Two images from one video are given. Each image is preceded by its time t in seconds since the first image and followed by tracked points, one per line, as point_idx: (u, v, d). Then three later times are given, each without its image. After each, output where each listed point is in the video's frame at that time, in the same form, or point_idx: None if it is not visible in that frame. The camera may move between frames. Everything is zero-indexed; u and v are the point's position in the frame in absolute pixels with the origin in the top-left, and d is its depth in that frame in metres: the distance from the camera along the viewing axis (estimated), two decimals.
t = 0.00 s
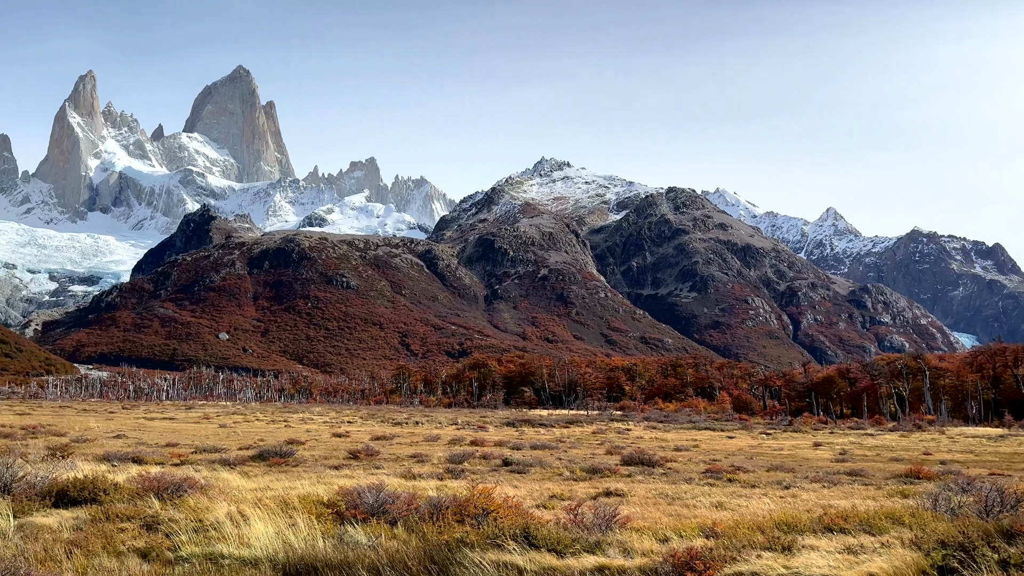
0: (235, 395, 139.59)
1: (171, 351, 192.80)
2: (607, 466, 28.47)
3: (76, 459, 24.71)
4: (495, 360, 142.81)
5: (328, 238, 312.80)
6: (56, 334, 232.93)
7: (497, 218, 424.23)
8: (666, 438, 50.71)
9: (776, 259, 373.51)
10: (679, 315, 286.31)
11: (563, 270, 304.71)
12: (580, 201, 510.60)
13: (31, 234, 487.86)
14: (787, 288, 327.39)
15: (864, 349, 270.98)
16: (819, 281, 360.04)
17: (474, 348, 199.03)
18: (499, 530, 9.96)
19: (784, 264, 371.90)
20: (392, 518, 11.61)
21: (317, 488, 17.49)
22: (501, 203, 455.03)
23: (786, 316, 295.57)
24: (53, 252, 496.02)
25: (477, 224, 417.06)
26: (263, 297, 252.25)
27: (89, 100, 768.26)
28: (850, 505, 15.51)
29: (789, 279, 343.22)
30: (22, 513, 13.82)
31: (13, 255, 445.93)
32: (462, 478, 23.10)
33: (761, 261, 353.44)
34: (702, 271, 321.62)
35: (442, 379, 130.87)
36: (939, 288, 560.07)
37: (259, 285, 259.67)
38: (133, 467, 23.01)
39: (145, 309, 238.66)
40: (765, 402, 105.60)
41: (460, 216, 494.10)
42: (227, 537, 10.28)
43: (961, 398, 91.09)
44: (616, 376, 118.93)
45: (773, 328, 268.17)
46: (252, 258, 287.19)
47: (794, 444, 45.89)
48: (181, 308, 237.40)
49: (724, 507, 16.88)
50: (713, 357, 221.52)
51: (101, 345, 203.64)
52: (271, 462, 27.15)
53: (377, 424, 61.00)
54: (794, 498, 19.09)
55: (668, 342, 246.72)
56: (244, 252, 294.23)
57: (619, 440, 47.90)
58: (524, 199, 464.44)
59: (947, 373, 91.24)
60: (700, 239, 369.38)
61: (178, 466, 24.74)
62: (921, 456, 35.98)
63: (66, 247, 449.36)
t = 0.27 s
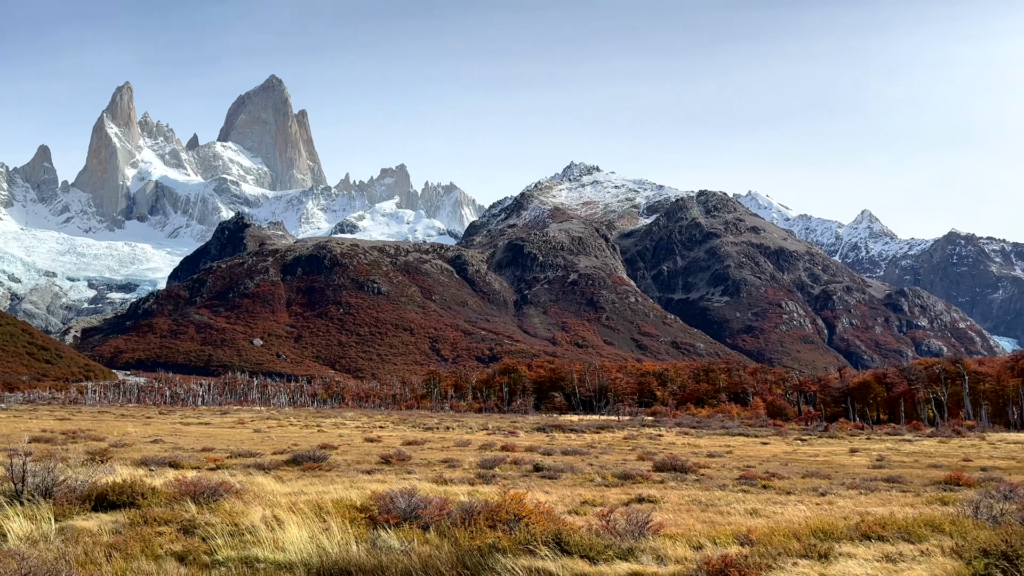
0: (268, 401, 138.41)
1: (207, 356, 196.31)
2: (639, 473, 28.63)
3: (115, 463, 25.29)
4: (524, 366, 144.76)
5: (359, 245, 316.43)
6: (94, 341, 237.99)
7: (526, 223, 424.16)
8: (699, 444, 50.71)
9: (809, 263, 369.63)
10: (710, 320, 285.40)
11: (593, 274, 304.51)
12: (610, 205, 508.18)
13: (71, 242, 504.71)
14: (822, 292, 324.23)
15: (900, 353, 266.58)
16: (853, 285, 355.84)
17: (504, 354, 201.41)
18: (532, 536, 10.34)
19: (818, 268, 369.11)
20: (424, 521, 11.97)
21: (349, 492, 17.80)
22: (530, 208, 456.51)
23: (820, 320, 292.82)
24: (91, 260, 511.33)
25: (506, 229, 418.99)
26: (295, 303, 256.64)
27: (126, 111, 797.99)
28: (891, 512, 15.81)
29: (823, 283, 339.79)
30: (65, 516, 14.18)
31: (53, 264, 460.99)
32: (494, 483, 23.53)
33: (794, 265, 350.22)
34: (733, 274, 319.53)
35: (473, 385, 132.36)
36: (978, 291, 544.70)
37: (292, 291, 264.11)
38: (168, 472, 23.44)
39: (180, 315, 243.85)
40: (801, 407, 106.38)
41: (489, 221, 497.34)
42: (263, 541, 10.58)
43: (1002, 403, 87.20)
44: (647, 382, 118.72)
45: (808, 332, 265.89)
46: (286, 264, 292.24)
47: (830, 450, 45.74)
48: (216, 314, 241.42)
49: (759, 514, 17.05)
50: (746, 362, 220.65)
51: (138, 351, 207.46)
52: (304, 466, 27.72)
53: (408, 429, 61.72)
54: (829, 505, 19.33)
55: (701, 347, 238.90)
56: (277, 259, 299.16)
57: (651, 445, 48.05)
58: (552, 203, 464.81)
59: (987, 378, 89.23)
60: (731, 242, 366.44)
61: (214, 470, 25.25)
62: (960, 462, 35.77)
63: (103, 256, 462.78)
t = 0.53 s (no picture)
0: (301, 406, 142.22)
1: (240, 362, 199.32)
2: (671, 478, 28.54)
3: (150, 468, 25.68)
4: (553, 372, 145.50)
5: (388, 250, 314.92)
6: (131, 347, 242.89)
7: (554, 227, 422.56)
8: (731, 449, 50.45)
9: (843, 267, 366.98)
10: (742, 324, 283.77)
11: (622, 278, 303.81)
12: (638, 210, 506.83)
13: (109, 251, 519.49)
14: (856, 295, 320.29)
15: (936, 358, 263.01)
16: (887, 288, 352.25)
17: (534, 360, 202.97)
18: (564, 542, 10.71)
19: (852, 271, 365.60)
20: (455, 527, 12.20)
21: (381, 497, 18.00)
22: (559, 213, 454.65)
23: (855, 324, 289.77)
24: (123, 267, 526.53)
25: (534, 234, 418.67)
26: (327, 308, 260.05)
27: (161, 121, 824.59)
28: (930, 520, 15.94)
29: (857, 286, 335.46)
30: (102, 520, 14.40)
31: (92, 271, 474.01)
32: (525, 489, 23.66)
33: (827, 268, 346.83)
34: (765, 278, 316.90)
35: (502, 390, 134.25)
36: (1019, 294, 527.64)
37: (323, 297, 267.06)
38: (202, 476, 23.76)
39: (214, 321, 248.05)
40: (834, 411, 104.88)
41: (518, 226, 497.73)
42: (298, 546, 10.86)
43: None
44: (678, 387, 119.35)
45: (841, 337, 263.34)
46: (317, 270, 293.83)
47: (866, 456, 45.39)
48: (249, 320, 244.85)
49: (794, 521, 17.11)
50: (779, 367, 219.50)
51: (174, 357, 211.32)
52: (338, 471, 28.13)
53: (439, 434, 62.16)
54: (865, 512, 19.52)
55: (732, 351, 243.75)
56: (309, 264, 301.23)
57: (682, 451, 48.03)
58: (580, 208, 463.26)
59: None
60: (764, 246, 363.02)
61: (248, 475, 25.52)
62: (1000, 469, 35.43)
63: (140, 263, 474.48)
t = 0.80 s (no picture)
0: (332, 411, 143.17)
1: (273, 368, 202.19)
2: (702, 484, 28.28)
3: (186, 472, 26.12)
4: (580, 377, 145.69)
5: (417, 257, 319.32)
6: (165, 353, 247.75)
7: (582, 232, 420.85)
8: (763, 455, 50.04)
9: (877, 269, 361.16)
10: (774, 328, 282.27)
11: (651, 283, 303.03)
12: (667, 214, 504.18)
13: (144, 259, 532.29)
14: (890, 297, 316.01)
15: (972, 362, 258.62)
16: (922, 292, 346.62)
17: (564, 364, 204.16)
18: (595, 548, 10.79)
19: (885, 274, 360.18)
20: (486, 533, 12.35)
21: (411, 501, 18.16)
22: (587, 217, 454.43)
23: (889, 327, 286.03)
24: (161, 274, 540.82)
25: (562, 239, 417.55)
26: (357, 314, 262.33)
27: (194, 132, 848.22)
28: (971, 527, 15.78)
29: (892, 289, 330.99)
30: (139, 524, 14.63)
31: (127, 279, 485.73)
32: (555, 494, 23.67)
33: (860, 271, 342.60)
34: (797, 281, 314.09)
35: (531, 395, 134.49)
36: None
37: (354, 303, 270.02)
38: (237, 481, 24.09)
39: (248, 327, 251.45)
40: (869, 416, 103.55)
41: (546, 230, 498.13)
42: (329, 550, 10.97)
43: None
44: (708, 392, 119.02)
45: (875, 341, 260.24)
46: (347, 276, 296.14)
47: (903, 462, 44.83)
48: (282, 325, 247.56)
49: (829, 528, 16.98)
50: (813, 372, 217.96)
51: (207, 363, 214.44)
52: (369, 476, 28.36)
53: (468, 440, 62.42)
54: (900, 519, 19.35)
55: (765, 356, 242.64)
56: (339, 271, 303.95)
57: (713, 457, 47.69)
58: (609, 212, 462.22)
59: None
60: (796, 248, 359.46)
61: (282, 480, 25.85)
62: None
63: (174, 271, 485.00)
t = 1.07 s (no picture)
0: (361, 415, 144.18)
1: (304, 372, 204.86)
2: (734, 490, 28.03)
3: (219, 476, 26.59)
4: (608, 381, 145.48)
5: (445, 262, 322.84)
6: (199, 359, 252.84)
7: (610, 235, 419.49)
8: (796, 460, 49.54)
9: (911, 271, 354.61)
10: (806, 331, 279.47)
11: (680, 286, 301.36)
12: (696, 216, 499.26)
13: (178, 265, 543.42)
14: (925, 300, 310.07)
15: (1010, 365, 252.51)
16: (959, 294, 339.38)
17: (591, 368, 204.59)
18: (625, 554, 10.82)
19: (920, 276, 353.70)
20: (516, 537, 12.48)
21: (442, 506, 18.27)
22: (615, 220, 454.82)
23: (924, 330, 280.83)
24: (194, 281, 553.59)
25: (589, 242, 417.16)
26: (386, 319, 264.88)
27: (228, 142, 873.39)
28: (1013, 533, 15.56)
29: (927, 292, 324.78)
30: (175, 526, 14.92)
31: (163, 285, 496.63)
32: (585, 499, 23.68)
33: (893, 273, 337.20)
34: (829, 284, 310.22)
35: (559, 400, 135.42)
36: None
37: (383, 308, 272.91)
38: (269, 484, 24.44)
39: (279, 333, 255.10)
40: (905, 421, 101.68)
41: (573, 235, 498.78)
42: (361, 554, 11.07)
43: None
44: (740, 397, 118.23)
45: (910, 344, 256.06)
46: (376, 282, 300.00)
47: (939, 467, 44.32)
48: (313, 331, 251.51)
49: (865, 534, 16.84)
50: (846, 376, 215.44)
51: (239, 368, 217.77)
52: (399, 480, 28.60)
53: (497, 444, 62.71)
54: (938, 525, 19.10)
55: (797, 360, 239.50)
56: (368, 277, 308.96)
57: (745, 462, 47.41)
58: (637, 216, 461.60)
59: None
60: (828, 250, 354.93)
61: (313, 484, 26.18)
62: None
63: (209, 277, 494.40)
